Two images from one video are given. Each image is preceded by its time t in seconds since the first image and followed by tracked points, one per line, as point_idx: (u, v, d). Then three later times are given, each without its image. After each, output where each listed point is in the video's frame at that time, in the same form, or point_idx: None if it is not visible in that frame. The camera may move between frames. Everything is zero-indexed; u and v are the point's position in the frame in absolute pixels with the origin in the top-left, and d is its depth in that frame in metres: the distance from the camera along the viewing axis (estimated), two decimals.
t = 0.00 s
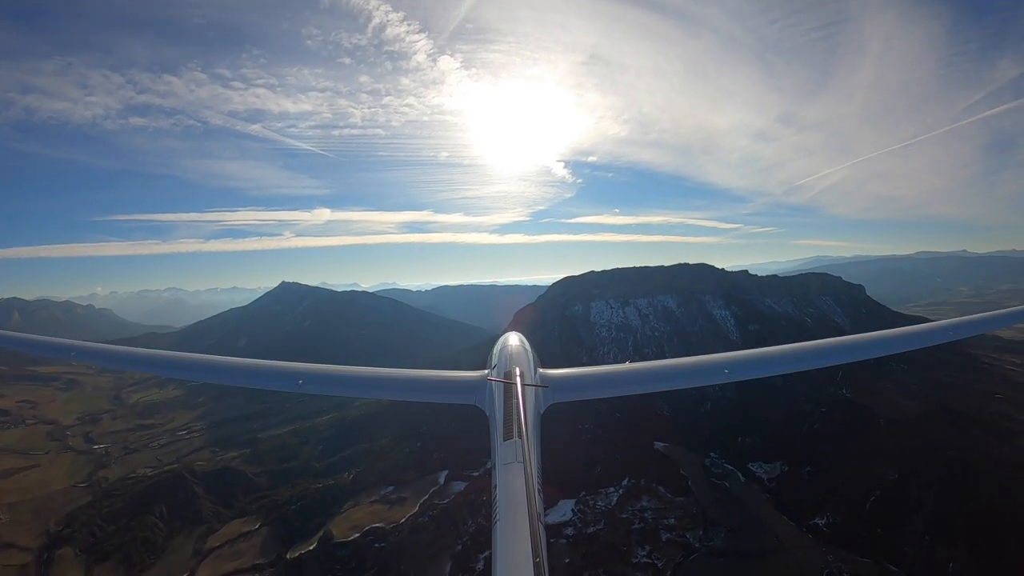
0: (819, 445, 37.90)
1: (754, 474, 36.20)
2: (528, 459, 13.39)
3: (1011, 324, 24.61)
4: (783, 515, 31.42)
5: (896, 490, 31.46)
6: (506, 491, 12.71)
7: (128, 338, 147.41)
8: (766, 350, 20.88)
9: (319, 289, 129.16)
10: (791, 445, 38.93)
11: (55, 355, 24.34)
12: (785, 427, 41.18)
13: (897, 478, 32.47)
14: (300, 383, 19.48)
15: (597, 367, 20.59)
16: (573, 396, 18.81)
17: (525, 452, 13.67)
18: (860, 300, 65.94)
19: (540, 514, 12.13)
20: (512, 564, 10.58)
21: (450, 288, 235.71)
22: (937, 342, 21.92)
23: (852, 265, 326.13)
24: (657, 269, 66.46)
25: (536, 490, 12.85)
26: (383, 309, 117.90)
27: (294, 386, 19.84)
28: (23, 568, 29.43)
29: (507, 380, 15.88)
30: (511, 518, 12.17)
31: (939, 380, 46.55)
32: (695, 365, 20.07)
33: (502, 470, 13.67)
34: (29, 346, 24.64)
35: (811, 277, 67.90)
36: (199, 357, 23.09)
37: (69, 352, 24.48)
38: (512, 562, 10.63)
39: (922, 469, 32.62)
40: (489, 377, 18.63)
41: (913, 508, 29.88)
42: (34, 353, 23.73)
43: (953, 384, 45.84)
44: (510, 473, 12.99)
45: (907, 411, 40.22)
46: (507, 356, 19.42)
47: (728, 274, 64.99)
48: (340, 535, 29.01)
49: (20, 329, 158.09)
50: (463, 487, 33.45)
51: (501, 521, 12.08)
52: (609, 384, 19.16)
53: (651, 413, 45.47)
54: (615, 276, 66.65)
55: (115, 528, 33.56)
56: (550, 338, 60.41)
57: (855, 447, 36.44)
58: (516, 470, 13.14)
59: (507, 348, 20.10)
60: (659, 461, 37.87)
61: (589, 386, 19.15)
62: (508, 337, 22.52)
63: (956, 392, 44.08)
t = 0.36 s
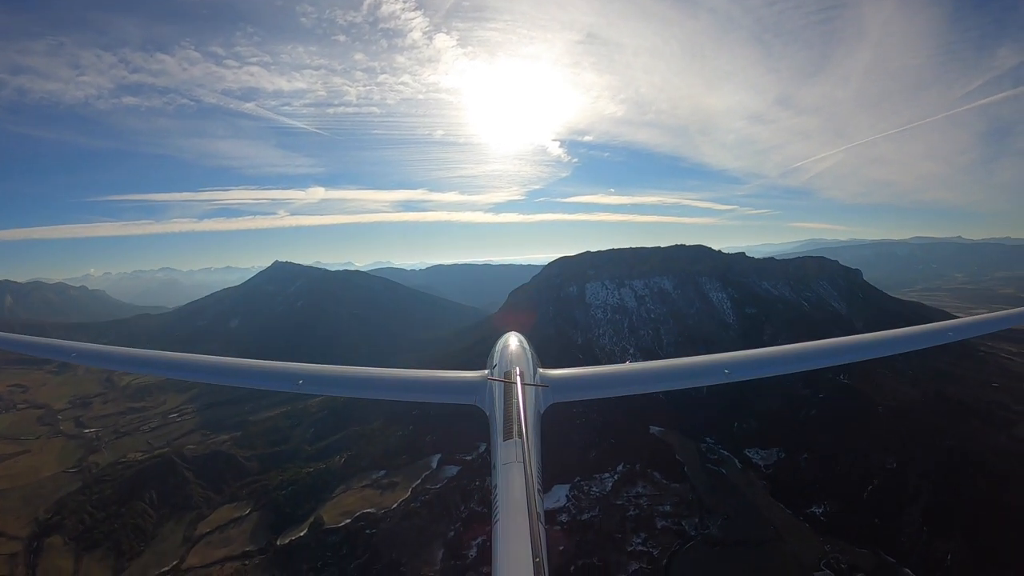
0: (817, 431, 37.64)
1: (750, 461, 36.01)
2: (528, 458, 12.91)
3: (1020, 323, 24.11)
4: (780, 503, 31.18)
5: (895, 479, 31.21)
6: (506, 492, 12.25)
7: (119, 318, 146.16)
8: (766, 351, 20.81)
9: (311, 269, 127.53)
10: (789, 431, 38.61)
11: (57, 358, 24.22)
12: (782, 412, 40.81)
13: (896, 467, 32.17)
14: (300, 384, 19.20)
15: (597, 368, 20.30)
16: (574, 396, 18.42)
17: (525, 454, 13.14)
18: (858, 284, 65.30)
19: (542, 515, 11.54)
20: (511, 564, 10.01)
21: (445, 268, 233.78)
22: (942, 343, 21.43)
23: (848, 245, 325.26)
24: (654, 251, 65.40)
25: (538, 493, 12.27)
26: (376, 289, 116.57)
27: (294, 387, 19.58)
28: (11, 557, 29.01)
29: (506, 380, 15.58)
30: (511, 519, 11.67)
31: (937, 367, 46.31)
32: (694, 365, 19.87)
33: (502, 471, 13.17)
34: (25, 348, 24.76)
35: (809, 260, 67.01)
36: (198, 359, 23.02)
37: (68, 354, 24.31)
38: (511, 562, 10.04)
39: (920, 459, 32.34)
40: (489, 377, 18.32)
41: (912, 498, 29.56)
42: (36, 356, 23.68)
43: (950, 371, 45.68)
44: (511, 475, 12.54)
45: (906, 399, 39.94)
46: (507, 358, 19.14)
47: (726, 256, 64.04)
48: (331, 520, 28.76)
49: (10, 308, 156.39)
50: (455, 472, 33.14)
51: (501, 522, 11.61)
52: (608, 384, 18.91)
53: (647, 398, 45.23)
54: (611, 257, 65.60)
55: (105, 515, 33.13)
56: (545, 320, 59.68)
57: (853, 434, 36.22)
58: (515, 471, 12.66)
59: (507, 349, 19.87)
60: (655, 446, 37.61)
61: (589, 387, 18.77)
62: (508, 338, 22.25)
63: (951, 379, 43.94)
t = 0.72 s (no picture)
0: (818, 424, 37.26)
1: (751, 454, 35.68)
2: (527, 457, 12.41)
3: None
4: (781, 498, 30.84)
5: (897, 474, 30.86)
6: (505, 493, 11.74)
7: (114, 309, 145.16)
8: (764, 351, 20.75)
9: (307, 258, 126.21)
10: (790, 423, 38.22)
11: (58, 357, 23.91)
12: (783, 405, 40.40)
13: (898, 462, 31.80)
14: (301, 384, 19.09)
15: (597, 368, 19.97)
16: (574, 396, 17.99)
17: (525, 454, 12.62)
18: (859, 275, 64.63)
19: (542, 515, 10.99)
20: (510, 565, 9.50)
21: (441, 256, 232.15)
22: (936, 344, 21.34)
23: (847, 234, 324.07)
24: (653, 240, 64.51)
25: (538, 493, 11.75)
26: (372, 278, 115.45)
27: (295, 387, 19.34)
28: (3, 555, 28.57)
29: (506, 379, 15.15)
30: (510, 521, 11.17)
31: (937, 359, 45.94)
32: (694, 366, 19.62)
33: (502, 472, 12.65)
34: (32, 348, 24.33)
35: (810, 250, 66.22)
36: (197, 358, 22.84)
37: (70, 354, 23.97)
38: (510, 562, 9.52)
39: (923, 454, 31.96)
40: (489, 377, 17.97)
41: (915, 494, 29.19)
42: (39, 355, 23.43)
43: (951, 363, 45.33)
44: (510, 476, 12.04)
45: (908, 391, 39.56)
46: (507, 358, 18.76)
47: (726, 245, 63.19)
48: (326, 515, 28.40)
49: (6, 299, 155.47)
50: (452, 465, 32.73)
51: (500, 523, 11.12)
52: (609, 384, 18.51)
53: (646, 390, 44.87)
54: (610, 246, 64.75)
55: (98, 511, 32.68)
56: (542, 310, 58.92)
57: (855, 428, 35.85)
58: (514, 470, 12.20)
59: (507, 350, 19.51)
60: (655, 439, 37.27)
61: (590, 386, 18.31)
62: (508, 338, 21.89)
63: (952, 371, 43.60)
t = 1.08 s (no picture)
0: (819, 422, 36.84)
1: (751, 451, 35.28)
2: (527, 458, 11.82)
3: None
4: (782, 497, 30.43)
5: (899, 474, 30.47)
6: (505, 492, 11.11)
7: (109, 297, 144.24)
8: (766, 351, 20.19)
9: (303, 246, 125.04)
10: (790, 420, 37.79)
11: (58, 355, 23.27)
12: (782, 401, 39.99)
13: (900, 462, 31.39)
14: (302, 385, 18.57)
15: (596, 367, 19.33)
16: (575, 397, 17.37)
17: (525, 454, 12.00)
18: (859, 269, 63.92)
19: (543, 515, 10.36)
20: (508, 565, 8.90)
21: (439, 246, 230.52)
22: (940, 344, 20.81)
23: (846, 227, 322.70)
24: (653, 231, 63.61)
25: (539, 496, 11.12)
26: (368, 267, 114.39)
27: (295, 386, 18.75)
28: None
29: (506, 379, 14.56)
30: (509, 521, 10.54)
31: (938, 356, 45.47)
32: (694, 365, 18.96)
33: (502, 471, 12.01)
34: (17, 343, 23.67)
35: (811, 243, 65.40)
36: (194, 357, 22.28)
37: (69, 351, 23.35)
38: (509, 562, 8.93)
39: (925, 454, 31.56)
40: (489, 377, 17.38)
41: (917, 495, 28.78)
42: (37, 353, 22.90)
43: (951, 361, 44.90)
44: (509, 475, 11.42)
45: (908, 389, 39.16)
46: (507, 359, 18.13)
47: (726, 237, 62.32)
48: (318, 510, 27.97)
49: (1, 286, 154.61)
50: (446, 459, 32.25)
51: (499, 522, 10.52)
52: (608, 383, 17.85)
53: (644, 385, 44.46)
54: (609, 236, 63.91)
55: (89, 503, 32.22)
56: (540, 301, 58.16)
57: (856, 426, 35.44)
58: (514, 469, 11.67)
59: (507, 350, 18.88)
60: (654, 435, 36.87)
61: (590, 387, 17.69)
62: (507, 339, 21.30)
63: (953, 368, 43.19)
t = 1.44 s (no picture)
0: (821, 424, 36.48)
1: (752, 453, 34.91)
2: (528, 457, 11.38)
3: None
4: (783, 501, 30.07)
5: (901, 476, 30.19)
6: (505, 492, 10.66)
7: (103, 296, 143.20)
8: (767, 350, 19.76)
9: (299, 245, 124.28)
10: (790, 421, 37.48)
11: (56, 355, 22.60)
12: (782, 402, 39.64)
13: (901, 464, 31.11)
14: (302, 384, 18.08)
15: (595, 367, 18.92)
16: (575, 397, 16.97)
17: (526, 454, 11.56)
18: (858, 268, 63.68)
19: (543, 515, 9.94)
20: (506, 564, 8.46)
21: (436, 245, 229.58)
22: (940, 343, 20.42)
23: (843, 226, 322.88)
24: (651, 230, 63.22)
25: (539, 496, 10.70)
26: (364, 266, 113.75)
27: (294, 386, 18.28)
28: None
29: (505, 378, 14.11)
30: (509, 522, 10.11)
31: (937, 355, 45.28)
32: (694, 365, 18.54)
33: (502, 471, 11.56)
34: (16, 342, 22.97)
35: (809, 242, 65.10)
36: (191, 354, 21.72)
37: (69, 350, 22.75)
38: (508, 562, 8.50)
39: (927, 456, 31.28)
40: (489, 377, 16.93)
41: (920, 498, 28.45)
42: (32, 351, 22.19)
43: (951, 360, 44.67)
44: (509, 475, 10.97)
45: (907, 389, 38.99)
46: (507, 358, 17.70)
47: (725, 236, 61.97)
48: (309, 515, 27.50)
49: None
50: (441, 463, 31.84)
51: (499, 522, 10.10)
52: (608, 384, 17.39)
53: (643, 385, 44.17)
54: (607, 235, 63.48)
55: (79, 507, 31.67)
56: (537, 301, 57.71)
57: (857, 428, 35.13)
58: (514, 468, 11.23)
59: (506, 349, 18.44)
60: (652, 438, 36.48)
61: (590, 387, 17.26)
62: (507, 339, 20.87)
63: (952, 368, 42.97)
